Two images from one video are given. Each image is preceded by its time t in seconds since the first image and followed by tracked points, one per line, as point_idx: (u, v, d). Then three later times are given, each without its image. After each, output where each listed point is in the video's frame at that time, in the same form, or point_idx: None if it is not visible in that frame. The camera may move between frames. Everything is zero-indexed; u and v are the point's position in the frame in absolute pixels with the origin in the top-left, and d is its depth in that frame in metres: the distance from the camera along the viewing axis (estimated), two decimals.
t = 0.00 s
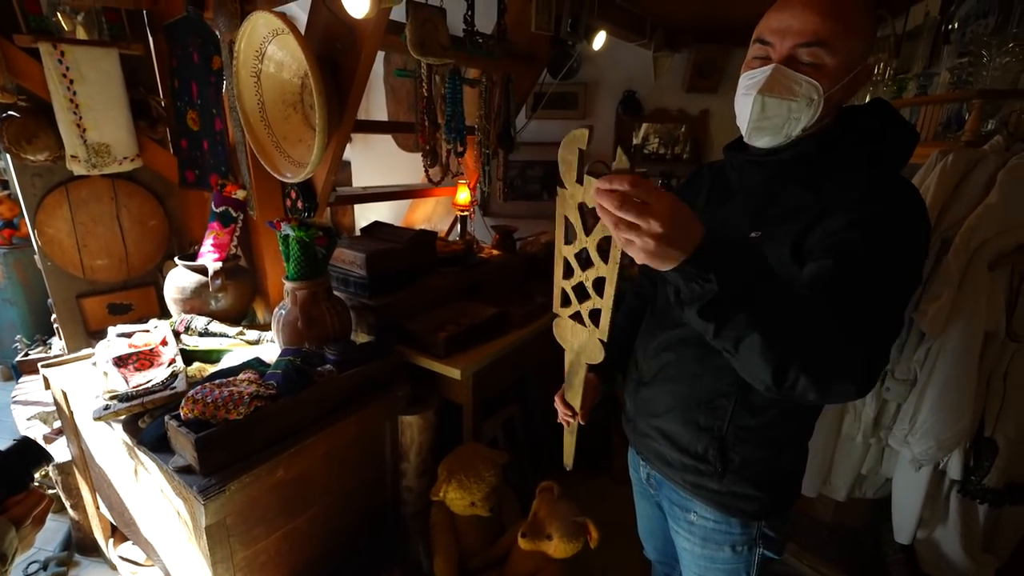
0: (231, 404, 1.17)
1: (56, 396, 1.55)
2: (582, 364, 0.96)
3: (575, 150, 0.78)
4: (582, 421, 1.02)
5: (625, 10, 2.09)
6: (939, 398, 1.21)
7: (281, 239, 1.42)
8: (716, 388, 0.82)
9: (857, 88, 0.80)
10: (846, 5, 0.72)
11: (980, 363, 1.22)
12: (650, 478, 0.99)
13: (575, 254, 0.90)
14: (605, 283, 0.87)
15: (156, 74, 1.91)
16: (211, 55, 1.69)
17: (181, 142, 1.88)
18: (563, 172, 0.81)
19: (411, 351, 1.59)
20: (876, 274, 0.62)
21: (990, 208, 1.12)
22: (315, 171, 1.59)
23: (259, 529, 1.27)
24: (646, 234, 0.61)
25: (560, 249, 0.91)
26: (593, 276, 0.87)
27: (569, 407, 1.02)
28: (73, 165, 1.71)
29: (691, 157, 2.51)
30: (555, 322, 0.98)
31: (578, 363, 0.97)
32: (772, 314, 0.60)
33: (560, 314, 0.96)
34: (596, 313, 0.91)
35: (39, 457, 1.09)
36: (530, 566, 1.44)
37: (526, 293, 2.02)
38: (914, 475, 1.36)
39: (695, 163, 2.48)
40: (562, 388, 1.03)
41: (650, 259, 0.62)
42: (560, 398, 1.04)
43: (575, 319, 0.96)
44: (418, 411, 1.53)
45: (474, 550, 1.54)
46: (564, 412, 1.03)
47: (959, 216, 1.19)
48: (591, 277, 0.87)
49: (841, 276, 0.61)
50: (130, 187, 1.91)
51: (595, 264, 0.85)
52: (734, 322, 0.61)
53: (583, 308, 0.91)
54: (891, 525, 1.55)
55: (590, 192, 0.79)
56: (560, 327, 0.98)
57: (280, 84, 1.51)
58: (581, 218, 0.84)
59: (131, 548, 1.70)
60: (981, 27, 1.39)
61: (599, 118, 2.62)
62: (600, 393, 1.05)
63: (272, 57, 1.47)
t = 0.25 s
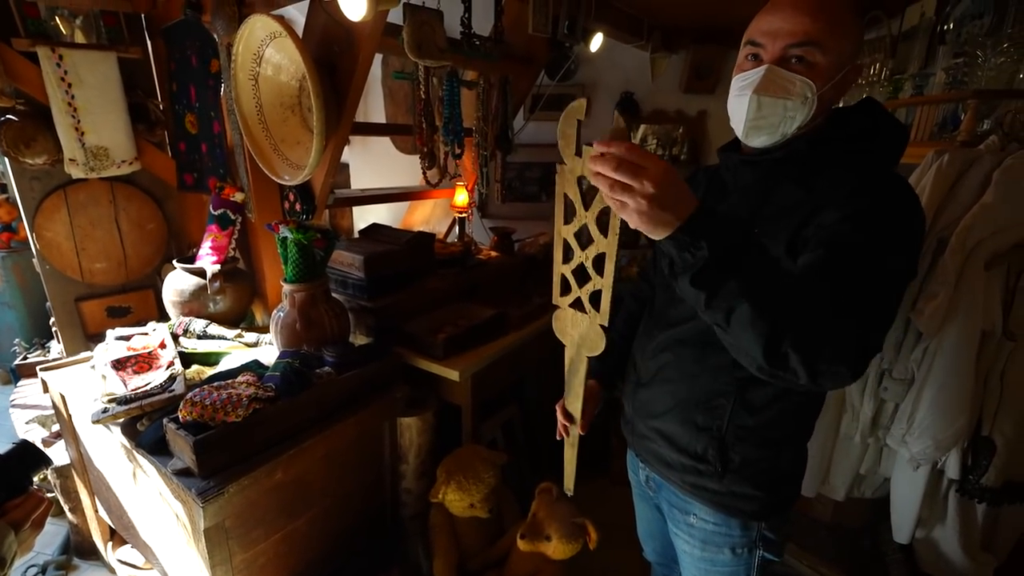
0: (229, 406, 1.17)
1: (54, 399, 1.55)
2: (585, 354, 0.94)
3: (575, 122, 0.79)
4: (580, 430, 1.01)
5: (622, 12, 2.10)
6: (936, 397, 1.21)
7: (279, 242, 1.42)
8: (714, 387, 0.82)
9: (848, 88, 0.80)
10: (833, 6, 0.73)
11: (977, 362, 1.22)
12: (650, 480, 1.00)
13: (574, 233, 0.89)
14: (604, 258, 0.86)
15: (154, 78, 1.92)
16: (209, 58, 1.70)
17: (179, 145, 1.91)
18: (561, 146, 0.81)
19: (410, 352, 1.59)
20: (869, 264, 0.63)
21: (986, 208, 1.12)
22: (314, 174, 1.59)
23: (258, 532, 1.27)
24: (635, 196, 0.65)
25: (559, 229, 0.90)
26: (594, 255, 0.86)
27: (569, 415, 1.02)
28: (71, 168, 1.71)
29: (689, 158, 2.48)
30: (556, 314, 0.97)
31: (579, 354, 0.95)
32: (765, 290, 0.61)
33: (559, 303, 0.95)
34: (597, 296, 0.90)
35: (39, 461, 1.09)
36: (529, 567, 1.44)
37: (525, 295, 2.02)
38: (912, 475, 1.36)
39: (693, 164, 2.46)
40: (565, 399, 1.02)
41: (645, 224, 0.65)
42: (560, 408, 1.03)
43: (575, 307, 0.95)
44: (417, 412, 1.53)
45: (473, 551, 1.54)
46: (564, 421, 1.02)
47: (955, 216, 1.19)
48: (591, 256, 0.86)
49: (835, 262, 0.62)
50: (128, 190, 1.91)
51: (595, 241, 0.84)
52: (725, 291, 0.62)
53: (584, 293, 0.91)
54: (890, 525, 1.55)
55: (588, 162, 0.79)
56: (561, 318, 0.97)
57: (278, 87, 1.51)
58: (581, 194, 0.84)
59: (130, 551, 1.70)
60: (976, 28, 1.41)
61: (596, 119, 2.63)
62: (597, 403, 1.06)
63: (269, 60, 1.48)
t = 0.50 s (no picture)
0: (229, 408, 1.17)
1: (52, 401, 1.54)
2: (583, 343, 0.94)
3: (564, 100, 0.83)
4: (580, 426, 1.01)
5: (621, 14, 2.10)
6: (933, 398, 1.22)
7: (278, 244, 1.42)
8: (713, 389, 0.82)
9: (836, 89, 0.81)
10: (818, 10, 0.74)
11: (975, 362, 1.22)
12: (649, 483, 1.00)
13: (568, 216, 0.90)
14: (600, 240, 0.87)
15: (153, 79, 1.91)
16: (208, 60, 1.70)
17: (177, 147, 1.91)
18: (554, 124, 0.85)
19: (409, 354, 1.59)
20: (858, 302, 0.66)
21: (983, 208, 1.13)
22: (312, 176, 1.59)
23: (257, 534, 1.26)
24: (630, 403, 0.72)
25: (553, 212, 0.91)
26: (589, 235, 0.87)
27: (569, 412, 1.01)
28: (69, 170, 1.71)
29: (687, 160, 2.47)
30: (552, 304, 0.97)
31: (578, 343, 0.95)
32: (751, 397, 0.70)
33: (556, 292, 0.96)
34: (593, 281, 0.91)
35: (34, 463, 1.09)
36: (528, 569, 1.44)
37: (524, 296, 2.02)
38: (910, 476, 1.36)
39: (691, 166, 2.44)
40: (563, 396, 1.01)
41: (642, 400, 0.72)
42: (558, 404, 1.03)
43: (571, 295, 0.95)
44: (416, 414, 1.53)
45: (472, 553, 1.54)
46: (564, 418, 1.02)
47: (951, 217, 1.21)
48: (587, 237, 0.88)
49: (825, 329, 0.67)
50: (126, 192, 1.91)
51: (590, 219, 0.85)
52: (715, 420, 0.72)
53: (580, 278, 0.92)
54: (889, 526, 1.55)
55: (581, 138, 0.82)
56: (557, 307, 0.96)
57: (277, 89, 1.52)
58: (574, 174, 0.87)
59: (128, 555, 1.69)
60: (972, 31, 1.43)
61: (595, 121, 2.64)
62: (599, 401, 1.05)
63: (268, 62, 1.48)
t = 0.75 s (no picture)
0: (227, 410, 1.17)
1: (50, 403, 1.54)
2: (585, 334, 0.97)
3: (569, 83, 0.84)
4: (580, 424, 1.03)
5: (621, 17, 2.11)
6: (932, 400, 1.22)
7: (277, 245, 1.43)
8: (711, 392, 0.83)
9: (833, 92, 0.80)
10: (812, 13, 0.75)
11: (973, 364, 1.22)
12: (646, 484, 1.00)
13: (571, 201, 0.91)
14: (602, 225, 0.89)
15: (153, 80, 1.91)
16: (207, 61, 1.70)
17: (177, 148, 1.92)
18: (559, 108, 0.86)
19: (408, 355, 1.58)
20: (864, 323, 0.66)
21: (980, 210, 1.13)
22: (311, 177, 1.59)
23: (255, 537, 1.26)
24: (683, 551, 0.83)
25: (556, 198, 0.92)
26: (593, 220, 0.89)
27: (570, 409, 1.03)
28: (68, 171, 1.71)
29: (686, 162, 2.48)
30: (554, 293, 0.98)
31: (579, 335, 0.98)
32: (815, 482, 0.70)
33: (557, 281, 0.97)
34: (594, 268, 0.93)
35: (29, 467, 1.08)
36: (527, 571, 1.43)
37: (523, 297, 2.02)
38: (910, 477, 1.36)
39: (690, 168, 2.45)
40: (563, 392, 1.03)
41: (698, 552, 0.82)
42: (559, 400, 1.04)
43: (573, 283, 0.97)
44: (415, 416, 1.53)
45: (471, 555, 1.53)
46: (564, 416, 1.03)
47: (950, 220, 1.21)
48: (589, 222, 0.89)
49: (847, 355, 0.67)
50: (125, 193, 1.91)
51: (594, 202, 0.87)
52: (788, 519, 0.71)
53: (583, 265, 0.93)
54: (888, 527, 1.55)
55: (587, 121, 0.84)
56: (559, 296, 0.98)
57: (277, 90, 1.52)
58: (579, 159, 0.88)
59: (126, 557, 1.67)
60: (970, 34, 1.44)
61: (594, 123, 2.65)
62: (599, 399, 1.06)
63: (268, 64, 1.48)
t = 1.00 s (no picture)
0: (226, 412, 1.17)
1: (48, 404, 1.54)
2: (576, 322, 0.97)
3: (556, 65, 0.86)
4: (575, 418, 1.03)
5: (620, 20, 2.11)
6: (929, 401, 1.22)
7: (276, 247, 1.43)
8: (709, 395, 0.83)
9: (828, 95, 0.81)
10: (809, 15, 0.75)
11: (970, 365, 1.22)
12: (643, 485, 1.00)
13: (558, 186, 0.91)
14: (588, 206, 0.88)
15: (152, 81, 1.91)
16: (207, 63, 1.70)
17: (176, 150, 1.92)
18: (543, 93, 0.87)
19: (406, 357, 1.58)
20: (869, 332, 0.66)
21: (978, 213, 1.14)
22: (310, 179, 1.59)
23: (253, 539, 1.26)
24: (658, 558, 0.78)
25: (544, 183, 0.92)
26: (579, 203, 0.88)
27: (564, 403, 1.03)
28: (67, 173, 1.71)
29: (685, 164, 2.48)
30: (545, 282, 0.98)
31: (571, 323, 0.98)
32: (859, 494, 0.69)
33: (548, 268, 0.97)
34: (583, 254, 0.92)
35: (27, 471, 1.09)
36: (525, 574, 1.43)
37: (522, 299, 2.02)
38: (908, 479, 1.37)
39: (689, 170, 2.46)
40: (557, 386, 1.04)
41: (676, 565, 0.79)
42: (554, 396, 1.04)
43: (563, 271, 0.97)
44: (414, 418, 1.53)
45: (470, 558, 1.53)
46: (559, 411, 1.03)
47: (947, 222, 1.21)
48: (576, 205, 0.89)
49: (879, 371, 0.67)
50: (124, 194, 1.91)
51: (579, 185, 0.87)
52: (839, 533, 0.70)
53: (571, 250, 0.93)
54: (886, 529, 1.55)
55: (570, 104, 0.85)
56: (550, 285, 0.98)
57: (276, 92, 1.52)
58: (564, 143, 0.88)
59: (124, 559, 1.68)
60: (968, 37, 1.44)
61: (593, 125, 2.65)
62: (595, 395, 1.06)
63: (267, 66, 1.49)
